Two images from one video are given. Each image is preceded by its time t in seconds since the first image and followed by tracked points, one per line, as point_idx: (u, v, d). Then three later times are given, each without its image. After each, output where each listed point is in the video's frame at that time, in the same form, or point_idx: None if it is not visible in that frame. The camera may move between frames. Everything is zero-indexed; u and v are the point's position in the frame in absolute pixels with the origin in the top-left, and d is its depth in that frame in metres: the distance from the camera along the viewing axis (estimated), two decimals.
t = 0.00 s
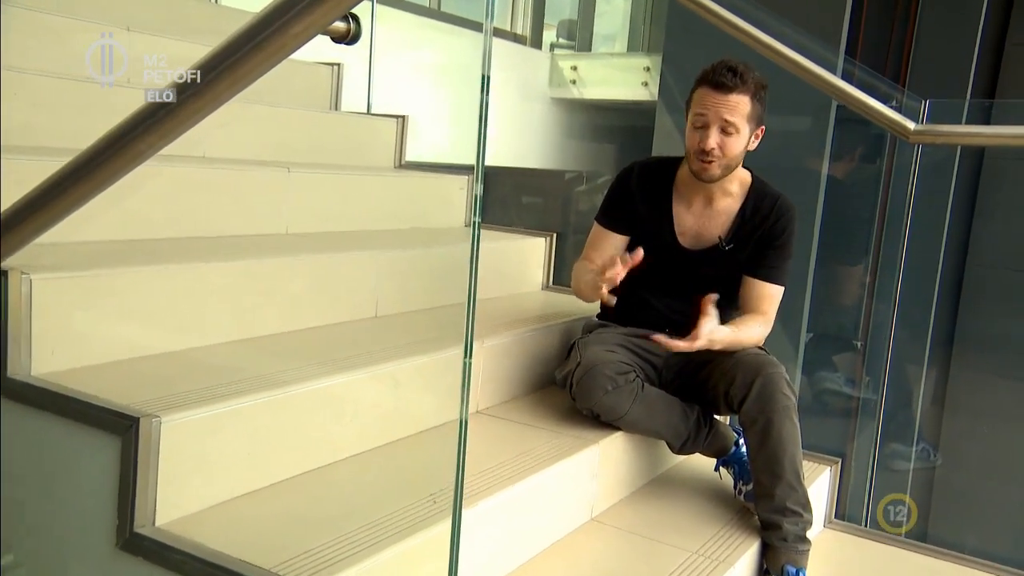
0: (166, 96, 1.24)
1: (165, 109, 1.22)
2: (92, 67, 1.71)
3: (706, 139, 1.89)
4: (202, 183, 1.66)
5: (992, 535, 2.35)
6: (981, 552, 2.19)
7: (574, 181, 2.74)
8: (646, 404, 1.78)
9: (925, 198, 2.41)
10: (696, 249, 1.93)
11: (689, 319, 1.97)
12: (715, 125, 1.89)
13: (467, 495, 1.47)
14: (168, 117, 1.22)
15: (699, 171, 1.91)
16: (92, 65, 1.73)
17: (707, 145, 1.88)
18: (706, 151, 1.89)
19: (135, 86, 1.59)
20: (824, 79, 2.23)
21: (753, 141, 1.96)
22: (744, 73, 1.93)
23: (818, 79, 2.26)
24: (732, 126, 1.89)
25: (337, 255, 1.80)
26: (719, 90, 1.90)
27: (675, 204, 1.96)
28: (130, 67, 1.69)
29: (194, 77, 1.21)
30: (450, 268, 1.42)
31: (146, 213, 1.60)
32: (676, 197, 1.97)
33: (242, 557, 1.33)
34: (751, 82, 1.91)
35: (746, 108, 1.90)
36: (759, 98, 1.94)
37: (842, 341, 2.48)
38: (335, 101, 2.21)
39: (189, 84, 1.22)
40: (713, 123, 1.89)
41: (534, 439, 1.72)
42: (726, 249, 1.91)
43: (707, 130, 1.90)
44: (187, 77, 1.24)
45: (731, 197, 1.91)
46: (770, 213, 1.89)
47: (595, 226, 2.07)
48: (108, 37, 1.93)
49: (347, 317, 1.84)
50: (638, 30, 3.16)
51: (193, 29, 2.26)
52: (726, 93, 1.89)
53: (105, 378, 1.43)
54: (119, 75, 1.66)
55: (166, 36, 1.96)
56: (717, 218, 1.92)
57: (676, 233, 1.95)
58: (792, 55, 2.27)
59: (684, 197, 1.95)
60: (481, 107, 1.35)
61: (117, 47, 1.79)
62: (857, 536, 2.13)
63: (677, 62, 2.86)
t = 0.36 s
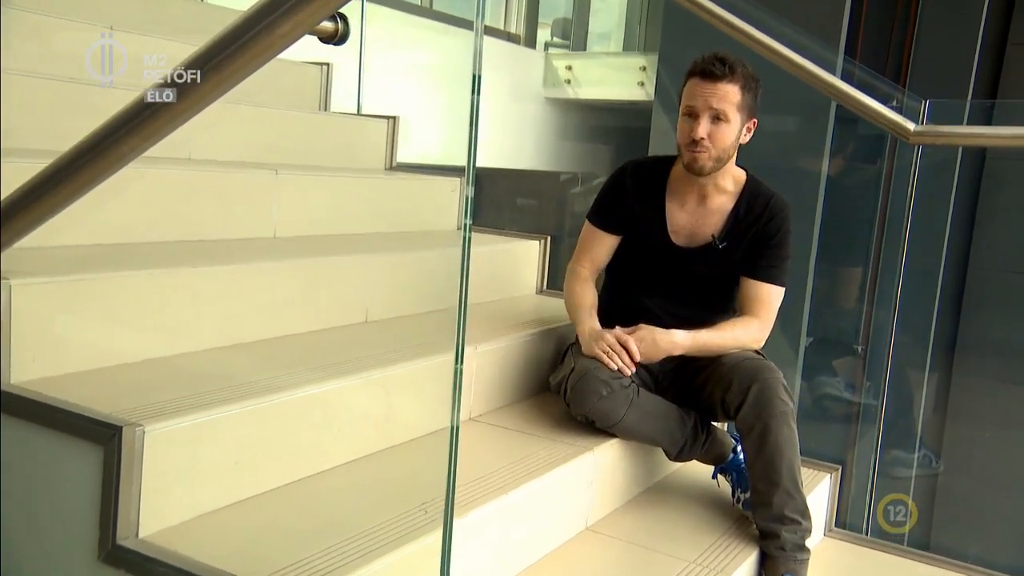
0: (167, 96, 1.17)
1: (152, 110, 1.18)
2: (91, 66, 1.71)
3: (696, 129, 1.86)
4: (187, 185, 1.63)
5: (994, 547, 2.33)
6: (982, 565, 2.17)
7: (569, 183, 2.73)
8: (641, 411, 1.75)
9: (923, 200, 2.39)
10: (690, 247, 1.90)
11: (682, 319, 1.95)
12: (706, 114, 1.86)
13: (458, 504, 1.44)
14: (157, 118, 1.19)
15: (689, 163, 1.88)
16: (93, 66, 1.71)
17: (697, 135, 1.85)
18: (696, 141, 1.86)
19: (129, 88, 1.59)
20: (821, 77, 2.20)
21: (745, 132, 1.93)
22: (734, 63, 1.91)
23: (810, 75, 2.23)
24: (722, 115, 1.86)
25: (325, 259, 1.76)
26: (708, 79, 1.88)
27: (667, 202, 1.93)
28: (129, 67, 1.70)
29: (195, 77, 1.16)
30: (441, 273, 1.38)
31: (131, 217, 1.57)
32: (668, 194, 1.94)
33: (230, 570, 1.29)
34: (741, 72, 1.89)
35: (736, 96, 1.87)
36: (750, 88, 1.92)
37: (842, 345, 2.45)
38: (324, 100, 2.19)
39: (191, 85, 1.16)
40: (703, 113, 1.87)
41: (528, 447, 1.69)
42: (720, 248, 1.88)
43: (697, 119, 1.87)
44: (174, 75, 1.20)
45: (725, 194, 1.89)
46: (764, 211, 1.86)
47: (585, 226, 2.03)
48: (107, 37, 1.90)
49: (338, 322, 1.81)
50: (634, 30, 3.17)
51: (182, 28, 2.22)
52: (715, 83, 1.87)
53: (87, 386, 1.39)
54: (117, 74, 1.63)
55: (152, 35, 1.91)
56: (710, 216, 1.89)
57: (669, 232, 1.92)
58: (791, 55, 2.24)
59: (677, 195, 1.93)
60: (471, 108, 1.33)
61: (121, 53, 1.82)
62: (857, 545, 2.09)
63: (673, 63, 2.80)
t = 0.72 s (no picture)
0: (168, 96, 1.13)
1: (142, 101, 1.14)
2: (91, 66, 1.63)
3: (700, 137, 1.85)
4: (174, 187, 1.60)
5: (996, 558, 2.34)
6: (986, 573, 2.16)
7: (565, 184, 2.67)
8: (637, 417, 1.72)
9: (922, 202, 2.38)
10: (685, 251, 1.89)
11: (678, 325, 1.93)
12: (708, 122, 1.85)
13: (450, 513, 1.41)
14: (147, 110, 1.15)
15: (692, 170, 1.87)
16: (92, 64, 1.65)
17: (701, 142, 1.84)
18: (700, 150, 1.85)
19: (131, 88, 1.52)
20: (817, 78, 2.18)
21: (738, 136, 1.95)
22: (728, 68, 1.91)
23: (809, 76, 2.20)
24: (724, 122, 1.86)
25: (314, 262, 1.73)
26: (708, 86, 1.87)
27: (661, 207, 1.92)
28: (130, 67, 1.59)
29: (195, 77, 1.12)
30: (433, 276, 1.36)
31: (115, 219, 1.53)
32: (661, 198, 1.93)
33: None
34: (737, 77, 1.90)
35: (735, 103, 1.88)
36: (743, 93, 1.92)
37: (841, 349, 2.41)
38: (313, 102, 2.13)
39: (191, 85, 1.13)
40: (705, 120, 1.86)
41: (521, 453, 1.66)
42: (715, 252, 1.87)
43: (700, 127, 1.86)
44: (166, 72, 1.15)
45: (719, 197, 1.89)
46: (758, 213, 1.86)
47: (578, 233, 2.01)
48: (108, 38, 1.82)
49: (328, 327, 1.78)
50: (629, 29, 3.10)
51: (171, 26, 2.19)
52: (715, 89, 1.86)
53: (69, 392, 1.36)
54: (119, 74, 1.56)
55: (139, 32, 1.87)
56: (704, 218, 1.89)
57: (662, 236, 1.91)
58: (787, 54, 2.22)
59: (670, 200, 1.92)
60: (463, 108, 1.31)
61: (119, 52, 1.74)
62: (856, 552, 2.07)
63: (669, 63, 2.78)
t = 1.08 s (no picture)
0: (168, 95, 1.10)
1: (138, 95, 1.08)
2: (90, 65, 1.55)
3: (685, 137, 1.82)
4: (161, 191, 1.56)
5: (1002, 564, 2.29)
6: None
7: (560, 186, 2.66)
8: (634, 423, 1.68)
9: (923, 201, 2.30)
10: (681, 255, 1.87)
11: (676, 330, 1.90)
12: (695, 122, 1.82)
13: (442, 523, 1.38)
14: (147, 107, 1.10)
15: (679, 170, 1.84)
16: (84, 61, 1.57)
17: (686, 142, 1.81)
18: (686, 150, 1.82)
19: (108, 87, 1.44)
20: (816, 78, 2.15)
21: (735, 136, 1.90)
22: (724, 66, 1.86)
23: (809, 76, 2.17)
24: (711, 122, 1.82)
25: (305, 267, 1.69)
26: (697, 85, 1.83)
27: (657, 209, 1.90)
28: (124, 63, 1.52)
29: (195, 78, 1.09)
30: (426, 281, 1.34)
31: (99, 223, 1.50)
32: (658, 201, 1.90)
33: None
34: (730, 76, 1.85)
35: (725, 102, 1.83)
36: (739, 92, 1.87)
37: (842, 354, 2.38)
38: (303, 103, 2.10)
39: (191, 86, 1.09)
40: (692, 120, 1.82)
41: (515, 462, 1.62)
42: (712, 256, 1.84)
43: (686, 127, 1.83)
44: (164, 68, 1.10)
45: (715, 200, 1.86)
46: (756, 215, 1.84)
47: (574, 237, 1.97)
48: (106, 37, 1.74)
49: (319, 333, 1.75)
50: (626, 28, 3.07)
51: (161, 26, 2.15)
52: (704, 88, 1.82)
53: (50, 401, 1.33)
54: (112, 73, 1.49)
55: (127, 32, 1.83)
56: (700, 222, 1.86)
57: (657, 240, 1.88)
58: (785, 53, 2.19)
59: (666, 202, 1.89)
60: (453, 107, 1.30)
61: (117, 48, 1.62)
62: (857, 562, 2.03)
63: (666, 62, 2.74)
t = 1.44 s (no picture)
0: (169, 95, 1.09)
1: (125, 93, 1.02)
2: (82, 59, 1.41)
3: (672, 134, 1.80)
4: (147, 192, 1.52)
5: None
6: None
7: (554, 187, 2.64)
8: (629, 430, 1.65)
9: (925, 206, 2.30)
10: (675, 258, 1.83)
11: (672, 335, 1.87)
12: (681, 118, 1.79)
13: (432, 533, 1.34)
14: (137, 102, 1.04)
15: (668, 168, 1.81)
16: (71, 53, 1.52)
17: (673, 139, 1.79)
18: (673, 147, 1.79)
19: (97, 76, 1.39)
20: (815, 76, 2.13)
21: (728, 133, 1.87)
22: (712, 61, 1.83)
23: (808, 75, 2.15)
24: (698, 118, 1.79)
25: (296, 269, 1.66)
26: (684, 81, 1.81)
27: (650, 211, 1.87)
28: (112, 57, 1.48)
29: (195, 78, 1.10)
30: (419, 284, 1.32)
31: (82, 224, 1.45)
32: (651, 202, 1.87)
33: None
34: (718, 71, 1.82)
35: (713, 97, 1.80)
36: (729, 88, 1.84)
37: (843, 358, 2.36)
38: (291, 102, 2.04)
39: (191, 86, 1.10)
40: (678, 116, 1.80)
41: (509, 469, 1.59)
42: (707, 259, 1.81)
43: (673, 123, 1.81)
44: (163, 67, 1.05)
45: (710, 201, 1.83)
46: (752, 216, 1.80)
47: (569, 238, 1.94)
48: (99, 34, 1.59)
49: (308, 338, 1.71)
50: (623, 26, 3.04)
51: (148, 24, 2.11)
52: (691, 84, 1.80)
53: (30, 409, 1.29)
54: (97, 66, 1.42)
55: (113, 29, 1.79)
56: (695, 223, 1.82)
57: (652, 241, 1.85)
58: (782, 51, 2.16)
59: (660, 203, 1.86)
60: (444, 106, 1.30)
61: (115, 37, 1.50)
62: (857, 571, 2.01)
63: (661, 60, 2.70)
